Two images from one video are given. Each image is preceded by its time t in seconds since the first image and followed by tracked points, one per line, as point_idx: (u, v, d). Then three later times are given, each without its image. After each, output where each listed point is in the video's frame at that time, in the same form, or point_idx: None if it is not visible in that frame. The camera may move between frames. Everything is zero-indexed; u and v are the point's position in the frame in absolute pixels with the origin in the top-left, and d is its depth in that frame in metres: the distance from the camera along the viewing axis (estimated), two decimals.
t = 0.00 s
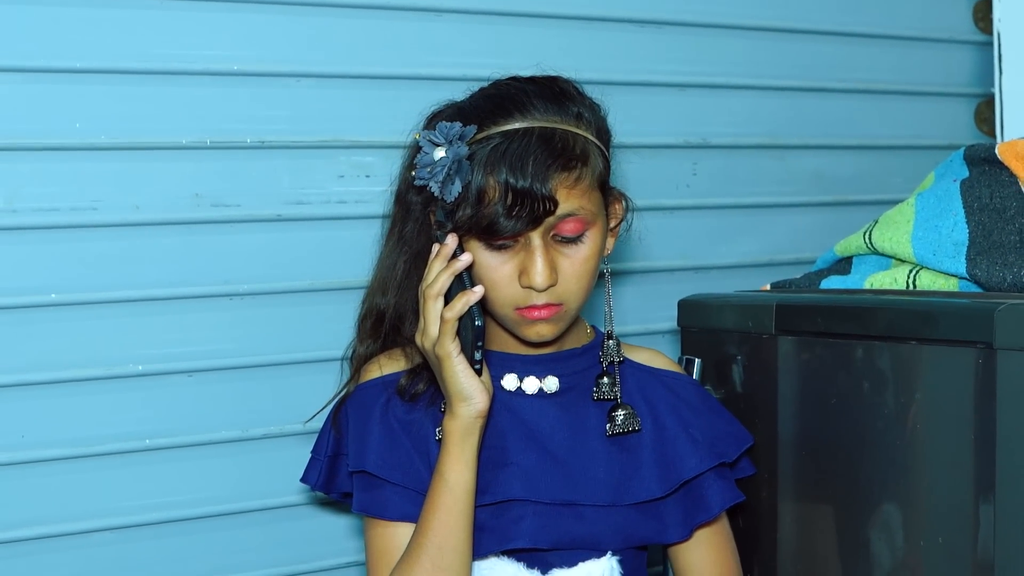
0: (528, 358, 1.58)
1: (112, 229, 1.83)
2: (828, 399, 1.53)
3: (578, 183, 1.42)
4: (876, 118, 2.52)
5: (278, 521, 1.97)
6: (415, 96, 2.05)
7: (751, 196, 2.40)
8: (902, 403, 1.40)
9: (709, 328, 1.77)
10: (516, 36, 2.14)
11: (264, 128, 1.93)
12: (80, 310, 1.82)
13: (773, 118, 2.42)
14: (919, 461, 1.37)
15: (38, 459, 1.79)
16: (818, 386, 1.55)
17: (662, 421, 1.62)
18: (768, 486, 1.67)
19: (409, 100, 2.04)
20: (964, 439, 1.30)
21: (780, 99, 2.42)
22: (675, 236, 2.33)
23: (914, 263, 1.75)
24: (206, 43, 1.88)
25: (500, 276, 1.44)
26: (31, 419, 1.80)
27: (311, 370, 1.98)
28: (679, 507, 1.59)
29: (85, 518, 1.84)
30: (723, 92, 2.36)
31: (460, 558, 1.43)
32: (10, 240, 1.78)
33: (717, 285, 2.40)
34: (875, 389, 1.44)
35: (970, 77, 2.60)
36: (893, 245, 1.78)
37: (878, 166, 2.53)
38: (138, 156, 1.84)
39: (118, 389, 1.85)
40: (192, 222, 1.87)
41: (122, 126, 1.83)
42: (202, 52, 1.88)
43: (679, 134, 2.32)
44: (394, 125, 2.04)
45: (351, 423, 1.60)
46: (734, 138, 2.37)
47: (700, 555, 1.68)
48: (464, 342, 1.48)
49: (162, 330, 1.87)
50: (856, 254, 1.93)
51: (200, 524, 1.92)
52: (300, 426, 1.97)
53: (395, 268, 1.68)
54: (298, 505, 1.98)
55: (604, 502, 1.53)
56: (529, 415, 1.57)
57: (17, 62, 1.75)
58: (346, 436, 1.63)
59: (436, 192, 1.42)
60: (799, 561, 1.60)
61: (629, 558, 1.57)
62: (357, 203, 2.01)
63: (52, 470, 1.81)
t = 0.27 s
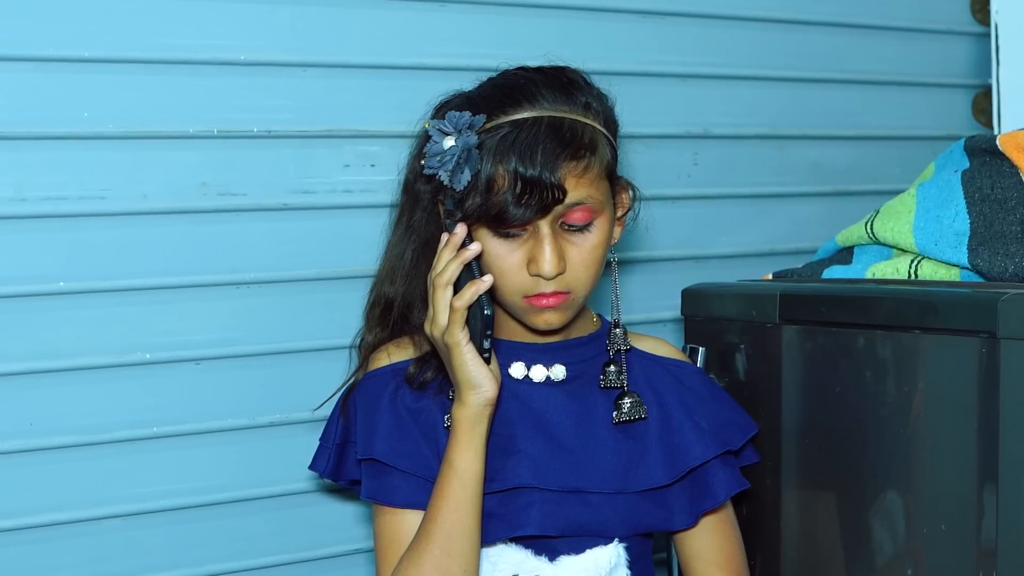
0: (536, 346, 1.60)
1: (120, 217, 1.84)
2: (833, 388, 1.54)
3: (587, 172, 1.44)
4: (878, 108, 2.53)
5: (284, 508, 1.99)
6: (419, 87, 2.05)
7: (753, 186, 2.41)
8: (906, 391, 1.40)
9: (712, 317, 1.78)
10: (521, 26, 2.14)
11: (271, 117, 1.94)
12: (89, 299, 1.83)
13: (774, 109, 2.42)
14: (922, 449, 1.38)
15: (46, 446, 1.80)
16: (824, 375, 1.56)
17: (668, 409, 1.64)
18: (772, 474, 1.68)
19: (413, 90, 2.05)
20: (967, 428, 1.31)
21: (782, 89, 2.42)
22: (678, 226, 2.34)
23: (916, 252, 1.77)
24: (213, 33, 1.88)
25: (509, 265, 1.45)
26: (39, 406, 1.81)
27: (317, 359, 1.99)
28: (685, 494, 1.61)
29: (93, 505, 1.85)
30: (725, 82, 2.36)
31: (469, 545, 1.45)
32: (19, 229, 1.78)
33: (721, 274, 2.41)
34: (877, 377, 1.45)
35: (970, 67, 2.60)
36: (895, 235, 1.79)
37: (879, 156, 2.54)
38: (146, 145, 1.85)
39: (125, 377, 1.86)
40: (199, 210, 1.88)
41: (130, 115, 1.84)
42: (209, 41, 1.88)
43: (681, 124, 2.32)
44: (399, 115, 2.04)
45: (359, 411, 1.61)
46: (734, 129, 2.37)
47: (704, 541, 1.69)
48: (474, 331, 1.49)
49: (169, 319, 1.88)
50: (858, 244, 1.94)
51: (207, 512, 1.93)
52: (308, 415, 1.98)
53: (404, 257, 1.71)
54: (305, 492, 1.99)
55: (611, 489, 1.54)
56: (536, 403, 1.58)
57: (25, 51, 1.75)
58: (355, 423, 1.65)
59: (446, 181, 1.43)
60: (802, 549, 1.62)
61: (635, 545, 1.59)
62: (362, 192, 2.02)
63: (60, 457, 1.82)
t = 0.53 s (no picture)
0: (543, 346, 1.61)
1: (129, 216, 1.84)
2: (836, 387, 1.55)
3: (597, 171, 1.45)
4: (881, 109, 2.54)
5: (291, 506, 1.99)
6: (424, 86, 2.06)
7: (756, 187, 2.42)
8: (910, 391, 1.41)
9: (716, 317, 1.79)
10: (526, 27, 2.15)
11: (278, 117, 1.95)
12: (97, 297, 1.83)
13: (777, 110, 2.43)
14: (925, 448, 1.39)
15: (54, 444, 1.80)
16: (828, 375, 1.56)
17: (674, 407, 1.65)
18: (776, 473, 1.69)
19: (418, 90, 2.05)
20: (971, 428, 1.31)
21: (785, 91, 2.43)
22: (682, 226, 2.35)
23: (919, 254, 1.78)
24: (221, 32, 1.89)
25: (517, 264, 1.46)
26: (47, 404, 1.81)
27: (324, 357, 2.00)
28: (691, 492, 1.63)
29: (101, 502, 1.86)
30: (728, 83, 2.37)
31: (477, 542, 1.46)
32: (29, 227, 1.79)
33: (724, 275, 2.42)
34: (879, 376, 1.46)
35: (970, 70, 2.61)
36: (898, 237, 1.80)
37: (880, 157, 2.55)
38: (155, 143, 1.86)
39: (132, 375, 1.86)
40: (208, 209, 1.89)
41: (139, 114, 1.84)
42: (216, 41, 1.89)
43: (683, 125, 2.33)
44: (405, 115, 2.05)
45: (368, 409, 1.62)
46: (736, 130, 2.38)
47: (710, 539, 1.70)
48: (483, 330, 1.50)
49: (176, 317, 1.89)
50: (861, 245, 1.95)
51: (213, 509, 1.93)
52: (315, 412, 1.99)
53: (412, 256, 1.73)
54: (312, 489, 2.00)
55: (618, 487, 1.56)
56: (544, 402, 1.60)
57: (35, 50, 1.76)
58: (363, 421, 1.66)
59: (456, 180, 1.43)
60: (805, 547, 1.63)
61: (641, 542, 1.62)
62: (369, 191, 2.02)
63: (68, 454, 1.83)
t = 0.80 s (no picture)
0: (544, 344, 1.64)
1: (133, 213, 1.85)
2: (836, 387, 1.55)
3: (600, 171, 1.47)
4: (879, 112, 2.56)
5: (292, 503, 2.00)
6: (425, 86, 2.07)
7: (755, 188, 2.43)
8: (908, 391, 1.42)
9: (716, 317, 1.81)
10: (527, 28, 2.16)
11: (281, 116, 1.96)
12: (101, 293, 1.84)
13: (776, 112, 2.44)
14: (923, 448, 1.40)
15: (57, 440, 1.81)
16: (827, 375, 1.57)
17: (674, 405, 1.66)
18: (775, 472, 1.70)
19: (420, 89, 2.06)
20: (970, 428, 1.32)
21: (784, 92, 2.45)
22: (682, 227, 2.36)
23: (917, 255, 1.79)
24: (225, 32, 1.90)
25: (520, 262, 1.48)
26: (50, 400, 1.82)
27: (325, 355, 2.01)
28: (691, 489, 1.64)
29: (103, 498, 1.86)
30: (727, 85, 2.38)
31: (479, 538, 1.48)
32: (33, 224, 1.80)
33: (724, 275, 2.43)
34: (877, 376, 1.47)
35: (966, 73, 2.63)
36: (896, 238, 1.81)
37: (877, 159, 2.57)
38: (159, 142, 1.86)
39: (135, 372, 1.87)
40: (211, 207, 1.90)
41: (143, 112, 1.85)
42: (220, 40, 1.90)
43: (682, 126, 2.34)
44: (407, 115, 2.06)
45: (370, 406, 1.63)
46: (735, 130, 2.39)
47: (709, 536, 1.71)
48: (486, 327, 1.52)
49: (179, 314, 1.90)
50: (859, 246, 1.96)
51: (215, 505, 1.94)
52: (317, 409, 2.00)
53: (415, 253, 1.74)
54: (313, 486, 2.01)
55: (618, 485, 1.58)
56: (546, 400, 1.62)
57: (40, 48, 1.77)
58: (364, 418, 1.67)
59: (460, 178, 1.45)
60: (804, 546, 1.63)
61: (640, 539, 1.63)
62: (370, 190, 2.03)
63: (70, 450, 1.84)
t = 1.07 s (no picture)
0: (545, 337, 1.67)
1: (137, 208, 1.86)
2: (834, 380, 1.57)
3: (603, 165, 1.49)
4: (877, 108, 2.57)
5: (294, 496, 2.02)
6: (427, 82, 2.08)
7: (754, 184, 2.45)
8: (906, 384, 1.43)
9: (715, 311, 1.82)
10: (528, 24, 2.17)
11: (285, 111, 1.97)
12: (105, 288, 1.85)
13: (774, 108, 2.45)
14: (921, 440, 1.41)
15: (62, 433, 1.82)
16: (827, 368, 1.58)
17: (674, 399, 1.69)
18: (774, 465, 1.71)
19: (421, 86, 2.08)
20: (967, 421, 1.33)
21: (782, 89, 2.46)
22: (681, 222, 2.38)
23: (915, 250, 1.80)
24: (229, 28, 1.91)
25: (522, 255, 1.50)
26: (55, 393, 1.83)
27: (327, 349, 2.02)
28: (690, 481, 1.67)
29: (107, 490, 1.88)
30: (726, 81, 2.40)
31: (481, 529, 1.49)
32: (39, 218, 1.81)
33: (723, 270, 2.45)
34: (875, 369, 1.49)
35: (962, 70, 2.65)
36: (894, 233, 1.83)
37: (875, 156, 2.58)
38: (163, 137, 1.88)
39: (139, 365, 1.88)
40: (215, 201, 1.91)
41: (148, 107, 1.86)
42: (224, 36, 1.91)
43: (681, 122, 2.35)
44: (408, 111, 2.07)
45: (372, 399, 1.64)
46: (733, 126, 2.40)
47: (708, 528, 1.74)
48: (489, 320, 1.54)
49: (183, 309, 1.91)
50: (857, 242, 1.98)
51: (218, 498, 1.96)
52: (320, 402, 2.01)
53: (418, 246, 1.77)
54: (316, 479, 2.02)
55: (619, 477, 1.60)
56: (547, 392, 1.64)
57: (46, 44, 1.78)
58: (366, 411, 1.68)
59: (464, 171, 1.48)
60: (803, 538, 1.64)
61: (639, 531, 1.65)
62: (372, 185, 2.05)
63: (75, 444, 1.85)
